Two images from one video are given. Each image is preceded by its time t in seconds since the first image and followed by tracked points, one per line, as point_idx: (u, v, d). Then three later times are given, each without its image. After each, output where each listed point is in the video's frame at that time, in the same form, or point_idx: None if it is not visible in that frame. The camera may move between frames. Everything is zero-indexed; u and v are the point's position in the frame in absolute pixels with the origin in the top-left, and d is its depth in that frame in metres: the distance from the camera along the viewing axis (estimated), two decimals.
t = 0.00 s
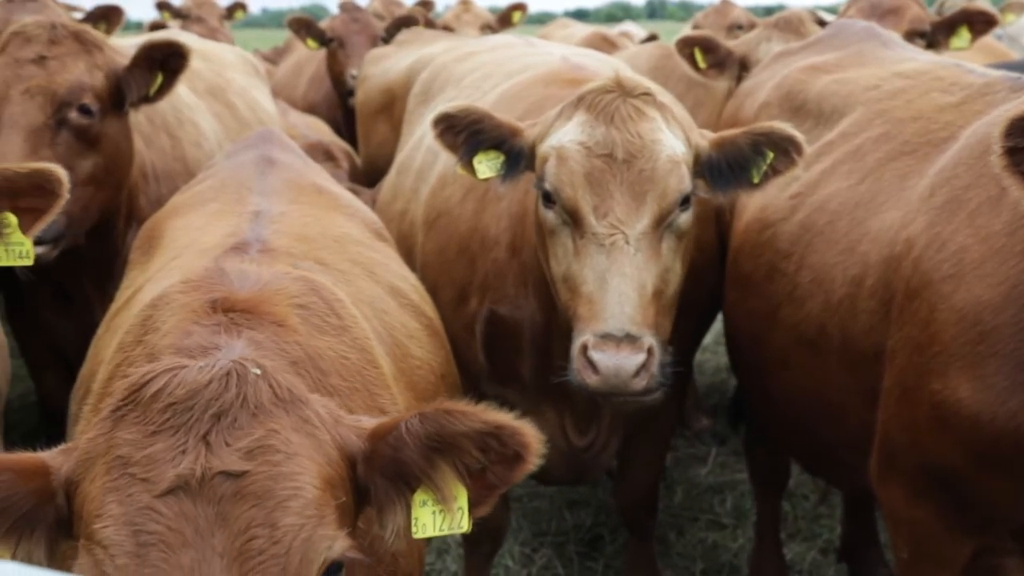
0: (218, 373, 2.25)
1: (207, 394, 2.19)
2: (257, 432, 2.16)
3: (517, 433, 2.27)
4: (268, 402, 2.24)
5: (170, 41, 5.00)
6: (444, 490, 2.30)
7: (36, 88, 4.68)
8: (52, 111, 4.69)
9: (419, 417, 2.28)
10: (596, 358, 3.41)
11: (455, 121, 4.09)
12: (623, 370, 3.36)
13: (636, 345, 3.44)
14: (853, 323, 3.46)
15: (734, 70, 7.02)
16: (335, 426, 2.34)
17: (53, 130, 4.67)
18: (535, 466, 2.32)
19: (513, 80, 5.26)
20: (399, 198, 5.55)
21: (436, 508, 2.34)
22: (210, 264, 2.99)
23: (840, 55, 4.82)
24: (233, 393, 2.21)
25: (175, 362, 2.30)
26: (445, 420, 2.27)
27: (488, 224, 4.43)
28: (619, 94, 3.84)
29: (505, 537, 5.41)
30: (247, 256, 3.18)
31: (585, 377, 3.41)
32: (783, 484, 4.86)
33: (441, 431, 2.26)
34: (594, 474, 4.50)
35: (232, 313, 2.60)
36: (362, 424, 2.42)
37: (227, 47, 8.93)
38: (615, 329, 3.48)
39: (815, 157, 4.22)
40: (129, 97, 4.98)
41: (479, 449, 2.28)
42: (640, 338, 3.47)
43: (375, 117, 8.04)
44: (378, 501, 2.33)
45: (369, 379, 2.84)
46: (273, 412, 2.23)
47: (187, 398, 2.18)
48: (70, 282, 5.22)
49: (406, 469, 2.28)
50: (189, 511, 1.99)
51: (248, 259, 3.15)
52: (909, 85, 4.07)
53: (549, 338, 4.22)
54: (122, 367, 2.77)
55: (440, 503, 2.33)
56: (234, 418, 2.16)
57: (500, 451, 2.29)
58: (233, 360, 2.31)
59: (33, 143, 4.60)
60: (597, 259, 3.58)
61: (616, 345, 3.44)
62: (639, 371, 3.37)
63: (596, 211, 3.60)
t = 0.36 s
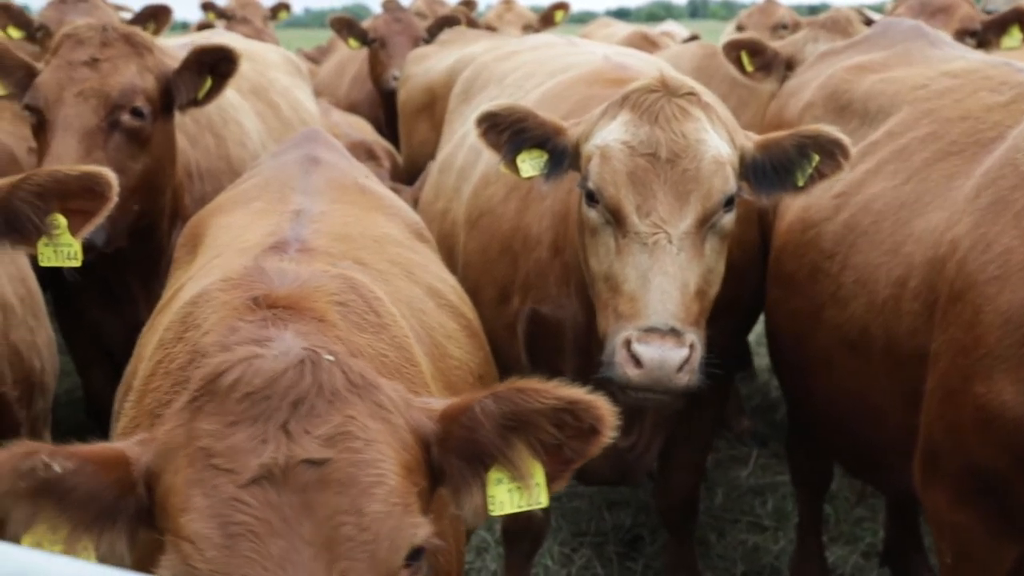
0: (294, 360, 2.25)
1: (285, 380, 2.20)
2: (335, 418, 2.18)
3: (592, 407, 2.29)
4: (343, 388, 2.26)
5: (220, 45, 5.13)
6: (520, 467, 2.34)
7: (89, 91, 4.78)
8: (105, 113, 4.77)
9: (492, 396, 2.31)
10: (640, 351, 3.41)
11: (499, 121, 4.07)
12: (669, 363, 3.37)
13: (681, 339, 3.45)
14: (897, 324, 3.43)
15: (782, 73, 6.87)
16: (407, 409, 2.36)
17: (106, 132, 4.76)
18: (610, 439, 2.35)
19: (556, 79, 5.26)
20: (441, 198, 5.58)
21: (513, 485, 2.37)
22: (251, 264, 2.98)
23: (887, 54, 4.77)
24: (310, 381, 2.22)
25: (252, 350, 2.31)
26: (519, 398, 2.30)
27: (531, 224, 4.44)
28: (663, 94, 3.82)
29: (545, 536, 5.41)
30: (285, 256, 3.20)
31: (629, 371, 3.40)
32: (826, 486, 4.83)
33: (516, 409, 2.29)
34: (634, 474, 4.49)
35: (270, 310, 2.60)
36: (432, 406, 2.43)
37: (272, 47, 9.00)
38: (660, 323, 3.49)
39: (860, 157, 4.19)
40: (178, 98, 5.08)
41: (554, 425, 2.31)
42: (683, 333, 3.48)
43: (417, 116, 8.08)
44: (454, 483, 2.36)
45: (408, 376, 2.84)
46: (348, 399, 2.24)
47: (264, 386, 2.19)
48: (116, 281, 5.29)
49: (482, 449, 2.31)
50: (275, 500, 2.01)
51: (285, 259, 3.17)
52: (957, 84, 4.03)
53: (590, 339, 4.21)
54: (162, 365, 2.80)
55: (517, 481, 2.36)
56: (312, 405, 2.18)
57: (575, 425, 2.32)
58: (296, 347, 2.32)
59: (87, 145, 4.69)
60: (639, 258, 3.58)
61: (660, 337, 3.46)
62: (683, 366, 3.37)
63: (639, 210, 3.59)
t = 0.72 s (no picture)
0: (397, 499, 1.87)
1: (393, 523, 1.82)
2: (440, 561, 1.79)
3: (707, 554, 1.84)
4: (449, 522, 1.86)
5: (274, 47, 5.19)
6: None
7: (145, 96, 4.89)
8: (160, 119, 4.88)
9: (601, 525, 1.89)
10: (676, 362, 3.43)
11: (543, 126, 4.11)
12: (705, 374, 3.38)
13: (721, 351, 3.46)
14: (948, 326, 3.39)
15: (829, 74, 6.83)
16: (507, 522, 1.94)
17: (161, 137, 4.88)
18: None
19: (603, 79, 5.25)
20: (485, 198, 5.59)
21: None
22: (303, 262, 3.00)
23: (940, 53, 4.72)
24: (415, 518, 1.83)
25: (355, 479, 1.94)
26: (631, 531, 1.87)
27: (576, 224, 4.44)
28: (708, 97, 3.79)
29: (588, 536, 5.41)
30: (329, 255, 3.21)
31: (665, 382, 3.43)
32: (873, 490, 4.77)
33: (626, 541, 1.87)
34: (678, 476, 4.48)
35: (332, 326, 2.63)
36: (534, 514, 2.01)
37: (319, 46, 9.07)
38: (698, 334, 3.49)
39: (911, 157, 4.13)
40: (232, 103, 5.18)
41: (663, 565, 1.86)
42: (721, 344, 3.48)
43: (462, 116, 8.10)
44: None
45: (458, 380, 2.86)
46: (454, 532, 1.84)
47: (373, 527, 1.81)
48: (165, 279, 5.36)
49: None
50: None
51: (333, 257, 3.19)
52: (1011, 84, 3.97)
53: (635, 341, 4.20)
54: (219, 369, 2.84)
55: None
56: (415, 545, 1.80)
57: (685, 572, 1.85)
58: (389, 410, 2.35)
59: (143, 150, 4.80)
60: (680, 265, 3.57)
61: (698, 350, 3.47)
62: (721, 378, 3.39)
63: (680, 216, 3.58)
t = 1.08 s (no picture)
0: (383, 516, 1.85)
1: (372, 540, 1.80)
2: None
3: None
4: (433, 549, 1.82)
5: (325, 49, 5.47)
6: None
7: (199, 99, 5.08)
8: (216, 122, 5.10)
9: (589, 554, 1.81)
10: (728, 371, 3.43)
11: (582, 131, 4.11)
12: (758, 383, 3.38)
13: (772, 359, 3.45)
14: (986, 328, 3.38)
15: (864, 75, 6.78)
16: (498, 560, 1.86)
17: (218, 138, 5.11)
18: None
19: (641, 78, 5.24)
20: (521, 197, 5.60)
21: None
22: (357, 262, 3.01)
23: (982, 52, 4.67)
24: (398, 540, 1.80)
25: (345, 499, 1.92)
26: (616, 560, 1.80)
27: (612, 225, 4.44)
28: (750, 103, 3.77)
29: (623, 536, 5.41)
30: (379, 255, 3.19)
31: (717, 391, 3.43)
32: (912, 493, 4.73)
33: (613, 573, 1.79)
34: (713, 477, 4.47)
35: (386, 333, 2.62)
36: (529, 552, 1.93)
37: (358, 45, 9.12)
38: (749, 342, 3.48)
39: (952, 158, 4.09)
40: (282, 103, 5.44)
41: None
42: (773, 352, 3.47)
43: (498, 115, 8.11)
44: None
45: (510, 382, 2.90)
46: (436, 559, 1.80)
47: (353, 543, 1.80)
48: (204, 276, 5.41)
49: None
50: None
51: (382, 255, 3.19)
52: None
53: (669, 342, 4.19)
54: (275, 369, 2.84)
55: None
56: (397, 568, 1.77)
57: None
58: (417, 432, 2.34)
59: (201, 151, 5.01)
60: (728, 272, 3.56)
61: (751, 358, 3.46)
62: (773, 386, 3.39)
63: (726, 223, 3.57)
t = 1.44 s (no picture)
0: (348, 518, 1.79)
1: (336, 543, 1.75)
2: None
3: None
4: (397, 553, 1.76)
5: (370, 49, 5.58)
6: None
7: (240, 99, 5.14)
8: (257, 121, 5.14)
9: (551, 563, 1.71)
10: (751, 375, 3.44)
11: (613, 129, 4.09)
12: (782, 388, 3.38)
13: (796, 363, 3.43)
14: None
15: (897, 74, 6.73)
16: (463, 560, 1.79)
17: (260, 137, 5.15)
18: None
19: (677, 77, 5.23)
20: (557, 196, 5.61)
21: None
22: (390, 259, 3.03)
23: None
24: (361, 543, 1.75)
25: (313, 498, 1.88)
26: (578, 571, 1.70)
27: (646, 225, 4.44)
28: (783, 102, 3.75)
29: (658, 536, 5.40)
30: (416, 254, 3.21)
31: (741, 394, 3.46)
32: (951, 496, 4.69)
33: None
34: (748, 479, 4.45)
35: (408, 332, 2.63)
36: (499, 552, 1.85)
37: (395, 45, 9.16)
38: (774, 345, 3.47)
39: (992, 158, 4.06)
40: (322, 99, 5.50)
41: None
42: (799, 356, 3.45)
43: (535, 114, 8.13)
44: None
45: (540, 380, 2.91)
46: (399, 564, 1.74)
47: (318, 546, 1.75)
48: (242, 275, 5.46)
49: None
50: None
51: (419, 254, 3.21)
52: None
53: (703, 343, 4.19)
54: (306, 364, 2.86)
55: None
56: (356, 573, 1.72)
57: None
58: (409, 431, 2.36)
59: (244, 151, 5.06)
60: (756, 273, 3.55)
61: (774, 362, 3.45)
62: (797, 390, 3.38)
63: (756, 223, 3.55)
